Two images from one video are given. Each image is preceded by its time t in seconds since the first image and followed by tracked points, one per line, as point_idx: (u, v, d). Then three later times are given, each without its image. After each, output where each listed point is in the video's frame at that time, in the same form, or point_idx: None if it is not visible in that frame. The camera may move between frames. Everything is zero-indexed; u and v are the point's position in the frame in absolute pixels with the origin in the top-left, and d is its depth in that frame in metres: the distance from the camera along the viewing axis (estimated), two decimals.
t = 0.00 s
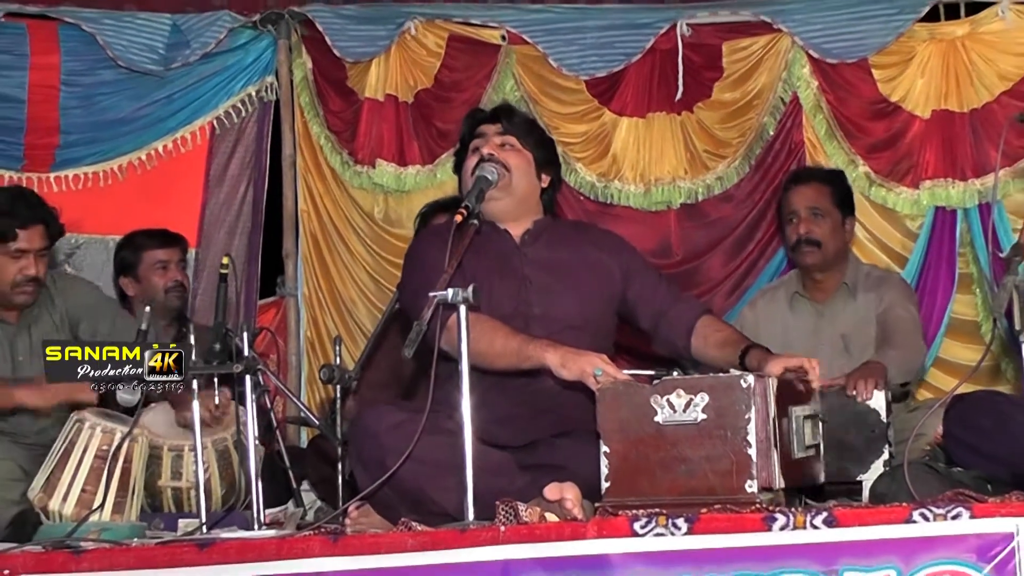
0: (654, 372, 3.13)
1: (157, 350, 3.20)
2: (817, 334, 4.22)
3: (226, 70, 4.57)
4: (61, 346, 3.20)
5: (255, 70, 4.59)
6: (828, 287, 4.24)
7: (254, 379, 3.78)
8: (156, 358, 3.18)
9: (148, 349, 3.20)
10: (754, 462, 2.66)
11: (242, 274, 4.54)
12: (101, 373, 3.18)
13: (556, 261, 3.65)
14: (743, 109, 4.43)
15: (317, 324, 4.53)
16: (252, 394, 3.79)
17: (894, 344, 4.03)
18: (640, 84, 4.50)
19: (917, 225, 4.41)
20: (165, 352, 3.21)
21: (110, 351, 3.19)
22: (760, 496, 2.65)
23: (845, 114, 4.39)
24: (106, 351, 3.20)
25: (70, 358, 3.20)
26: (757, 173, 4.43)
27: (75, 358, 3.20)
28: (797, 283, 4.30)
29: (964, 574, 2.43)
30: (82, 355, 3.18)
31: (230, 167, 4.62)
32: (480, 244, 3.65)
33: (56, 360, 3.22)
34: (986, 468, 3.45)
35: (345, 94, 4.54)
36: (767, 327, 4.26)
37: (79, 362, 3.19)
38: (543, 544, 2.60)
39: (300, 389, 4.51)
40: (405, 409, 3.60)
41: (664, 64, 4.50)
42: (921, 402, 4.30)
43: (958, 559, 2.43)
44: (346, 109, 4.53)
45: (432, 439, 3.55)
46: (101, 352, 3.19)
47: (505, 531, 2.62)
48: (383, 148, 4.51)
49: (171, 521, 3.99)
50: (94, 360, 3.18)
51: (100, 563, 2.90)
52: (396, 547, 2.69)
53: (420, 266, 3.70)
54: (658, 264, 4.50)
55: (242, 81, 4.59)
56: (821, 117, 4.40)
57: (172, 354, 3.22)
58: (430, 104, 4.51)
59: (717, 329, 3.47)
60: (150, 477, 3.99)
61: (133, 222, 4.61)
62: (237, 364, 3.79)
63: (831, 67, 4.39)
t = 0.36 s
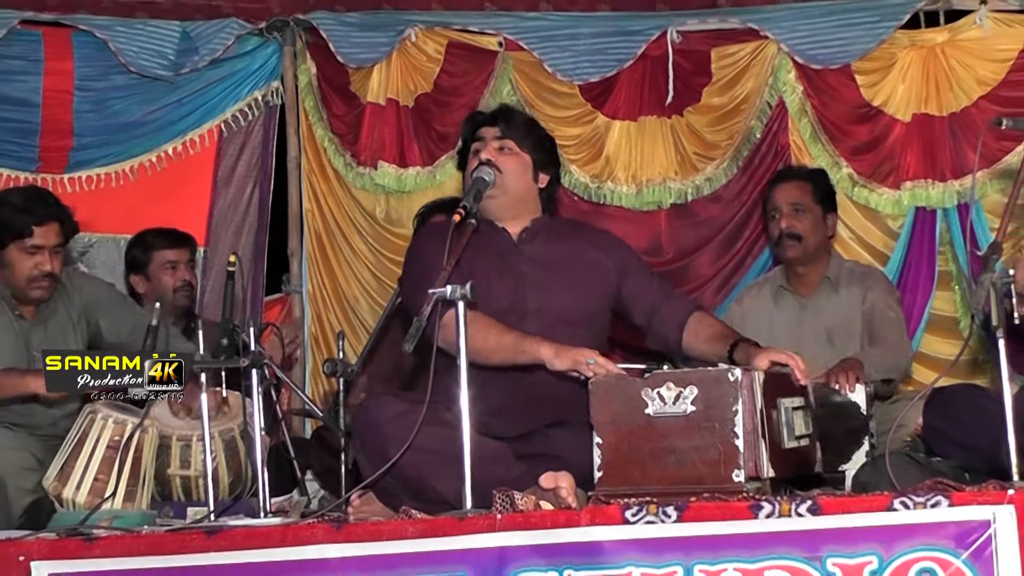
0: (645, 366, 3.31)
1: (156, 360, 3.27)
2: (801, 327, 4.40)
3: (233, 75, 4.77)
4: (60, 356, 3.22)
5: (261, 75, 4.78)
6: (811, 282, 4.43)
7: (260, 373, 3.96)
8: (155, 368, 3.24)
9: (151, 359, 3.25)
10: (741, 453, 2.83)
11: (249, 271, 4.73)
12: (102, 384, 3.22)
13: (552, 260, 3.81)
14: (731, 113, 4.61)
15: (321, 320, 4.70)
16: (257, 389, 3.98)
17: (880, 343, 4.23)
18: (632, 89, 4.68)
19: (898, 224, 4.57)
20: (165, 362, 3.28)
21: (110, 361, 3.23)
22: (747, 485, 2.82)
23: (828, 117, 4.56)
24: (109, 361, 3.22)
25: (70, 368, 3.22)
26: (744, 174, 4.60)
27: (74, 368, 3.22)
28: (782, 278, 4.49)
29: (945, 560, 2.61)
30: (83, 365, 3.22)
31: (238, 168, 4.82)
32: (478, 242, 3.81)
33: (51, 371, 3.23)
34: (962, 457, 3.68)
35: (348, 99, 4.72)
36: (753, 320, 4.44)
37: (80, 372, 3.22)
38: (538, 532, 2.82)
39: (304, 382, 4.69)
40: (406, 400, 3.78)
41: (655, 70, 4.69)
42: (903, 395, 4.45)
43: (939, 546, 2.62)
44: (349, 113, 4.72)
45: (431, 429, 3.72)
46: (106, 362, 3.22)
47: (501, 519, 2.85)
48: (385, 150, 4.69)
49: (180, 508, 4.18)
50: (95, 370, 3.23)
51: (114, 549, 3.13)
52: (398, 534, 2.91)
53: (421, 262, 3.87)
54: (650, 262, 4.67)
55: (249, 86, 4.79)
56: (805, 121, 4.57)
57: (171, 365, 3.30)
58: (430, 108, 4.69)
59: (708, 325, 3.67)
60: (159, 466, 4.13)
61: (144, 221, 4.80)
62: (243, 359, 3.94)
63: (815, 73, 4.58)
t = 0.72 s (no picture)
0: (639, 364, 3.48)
1: (156, 368, 3.50)
2: (790, 322, 4.59)
3: (244, 82, 4.98)
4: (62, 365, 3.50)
5: (271, 82, 4.99)
6: (803, 280, 4.61)
7: (270, 369, 4.12)
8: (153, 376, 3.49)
9: (152, 365, 3.48)
10: (732, 445, 3.00)
11: (259, 271, 4.91)
12: (102, 389, 3.48)
13: (552, 261, 3.97)
14: (724, 119, 4.79)
15: (328, 318, 4.89)
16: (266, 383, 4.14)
17: (857, 339, 4.40)
18: (628, 95, 4.87)
19: (884, 226, 4.75)
20: (164, 369, 3.50)
21: (110, 369, 3.50)
22: (737, 476, 2.99)
23: (817, 123, 4.74)
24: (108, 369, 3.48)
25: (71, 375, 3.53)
26: (736, 178, 4.78)
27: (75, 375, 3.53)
28: (774, 276, 4.68)
29: (928, 549, 2.68)
30: (83, 373, 3.49)
31: (249, 172, 5.01)
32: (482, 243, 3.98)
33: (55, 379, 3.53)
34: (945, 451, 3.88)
35: (355, 105, 4.91)
36: (744, 315, 4.63)
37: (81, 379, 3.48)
38: (536, 521, 2.97)
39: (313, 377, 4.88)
40: (410, 396, 3.97)
41: (651, 77, 4.87)
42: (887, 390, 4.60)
43: (922, 535, 2.69)
44: (356, 118, 4.91)
45: (433, 422, 3.90)
46: (106, 371, 3.50)
47: (502, 509, 3.00)
48: (390, 154, 4.88)
49: (192, 499, 4.37)
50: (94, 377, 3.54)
51: (131, 537, 3.34)
52: (402, 523, 3.08)
53: (426, 262, 4.04)
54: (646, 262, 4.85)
55: (260, 92, 4.99)
56: (794, 126, 4.76)
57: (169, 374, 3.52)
58: (433, 113, 4.88)
59: (701, 328, 3.80)
60: (173, 457, 4.32)
61: (158, 223, 5.00)
62: (253, 354, 4.12)
63: (804, 80, 4.76)
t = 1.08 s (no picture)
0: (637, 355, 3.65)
1: (156, 375, 4.15)
2: (786, 315, 4.77)
3: (256, 84, 5.16)
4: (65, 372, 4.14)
5: (281, 84, 5.17)
6: (798, 275, 4.79)
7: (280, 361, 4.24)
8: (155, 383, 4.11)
9: (154, 371, 4.12)
10: (726, 436, 3.17)
11: (270, 267, 5.10)
12: (103, 395, 4.11)
13: (554, 257, 4.15)
14: (718, 120, 4.97)
15: (337, 312, 5.07)
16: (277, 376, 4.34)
17: (855, 332, 4.59)
18: (626, 97, 5.04)
19: (873, 224, 4.93)
20: (164, 376, 4.14)
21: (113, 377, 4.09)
22: (731, 466, 3.16)
23: (808, 124, 4.92)
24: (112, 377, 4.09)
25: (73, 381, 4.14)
26: (729, 177, 4.97)
27: (75, 382, 4.14)
28: (771, 270, 4.86)
29: (914, 534, 2.85)
30: (86, 379, 4.13)
31: (260, 171, 5.20)
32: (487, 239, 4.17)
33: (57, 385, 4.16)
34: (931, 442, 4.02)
35: (362, 106, 5.10)
36: (740, 307, 4.81)
37: (84, 385, 4.12)
38: (537, 508, 3.11)
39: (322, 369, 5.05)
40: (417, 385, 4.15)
41: (648, 80, 5.05)
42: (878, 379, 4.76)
43: (908, 522, 2.86)
44: (363, 120, 5.10)
45: (439, 411, 4.08)
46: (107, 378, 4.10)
47: (504, 496, 3.14)
48: (397, 154, 5.06)
49: (205, 487, 4.47)
50: (97, 384, 4.09)
51: (146, 522, 3.48)
52: (407, 510, 3.22)
53: (433, 257, 4.23)
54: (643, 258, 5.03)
55: (271, 94, 5.17)
56: (786, 127, 4.95)
57: (168, 380, 4.16)
58: (438, 115, 5.07)
59: (698, 322, 3.95)
60: (187, 446, 4.46)
61: (173, 221, 5.19)
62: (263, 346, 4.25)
63: (796, 83, 4.94)
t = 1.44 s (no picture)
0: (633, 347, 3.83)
1: (156, 380, 4.37)
2: (777, 306, 4.95)
3: (266, 86, 5.36)
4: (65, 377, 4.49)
5: (290, 86, 5.37)
6: (789, 268, 4.98)
7: (288, 352, 4.40)
8: (155, 386, 4.36)
9: (154, 381, 4.36)
10: (718, 423, 3.37)
11: (279, 261, 5.30)
12: (103, 400, 4.43)
13: (553, 252, 4.33)
14: (711, 120, 5.16)
15: (343, 305, 5.26)
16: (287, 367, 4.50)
17: (834, 322, 4.78)
18: (622, 98, 5.23)
19: (860, 220, 5.11)
20: (164, 382, 4.36)
21: (111, 381, 4.41)
22: (723, 451, 3.36)
23: (797, 124, 5.11)
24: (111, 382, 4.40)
25: (72, 386, 4.49)
26: (722, 175, 5.15)
27: (75, 386, 4.49)
28: (763, 263, 5.05)
29: (900, 519, 3.04)
30: (86, 385, 4.46)
31: (269, 169, 5.39)
32: (488, 234, 4.36)
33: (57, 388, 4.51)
34: (915, 429, 4.22)
35: (368, 107, 5.29)
36: (731, 297, 4.99)
37: (82, 390, 4.47)
38: (537, 494, 3.29)
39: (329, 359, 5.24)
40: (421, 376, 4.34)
41: (643, 82, 5.23)
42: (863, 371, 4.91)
43: (894, 506, 3.05)
44: (368, 120, 5.29)
45: (442, 400, 4.27)
46: (107, 382, 4.41)
47: (505, 484, 3.32)
48: (401, 154, 5.25)
49: (218, 473, 4.63)
50: (95, 389, 4.44)
51: (160, 507, 3.65)
52: (412, 495, 3.39)
53: (438, 252, 4.41)
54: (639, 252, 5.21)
55: (280, 95, 5.37)
56: (777, 127, 5.13)
57: (169, 384, 4.38)
58: (441, 115, 5.25)
59: (692, 316, 4.13)
60: (200, 434, 4.66)
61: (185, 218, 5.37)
62: (273, 337, 4.40)
63: (786, 85, 5.12)
